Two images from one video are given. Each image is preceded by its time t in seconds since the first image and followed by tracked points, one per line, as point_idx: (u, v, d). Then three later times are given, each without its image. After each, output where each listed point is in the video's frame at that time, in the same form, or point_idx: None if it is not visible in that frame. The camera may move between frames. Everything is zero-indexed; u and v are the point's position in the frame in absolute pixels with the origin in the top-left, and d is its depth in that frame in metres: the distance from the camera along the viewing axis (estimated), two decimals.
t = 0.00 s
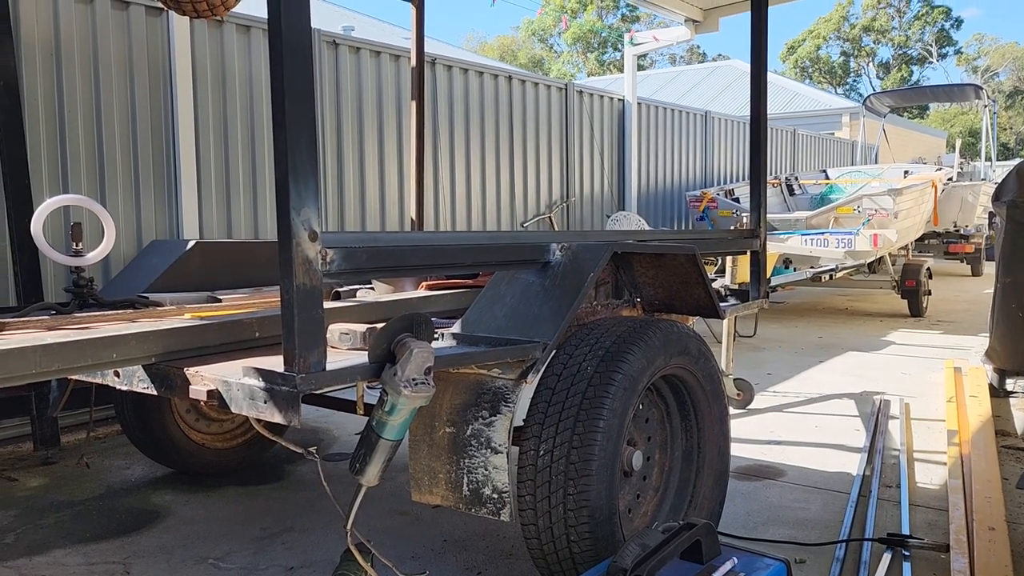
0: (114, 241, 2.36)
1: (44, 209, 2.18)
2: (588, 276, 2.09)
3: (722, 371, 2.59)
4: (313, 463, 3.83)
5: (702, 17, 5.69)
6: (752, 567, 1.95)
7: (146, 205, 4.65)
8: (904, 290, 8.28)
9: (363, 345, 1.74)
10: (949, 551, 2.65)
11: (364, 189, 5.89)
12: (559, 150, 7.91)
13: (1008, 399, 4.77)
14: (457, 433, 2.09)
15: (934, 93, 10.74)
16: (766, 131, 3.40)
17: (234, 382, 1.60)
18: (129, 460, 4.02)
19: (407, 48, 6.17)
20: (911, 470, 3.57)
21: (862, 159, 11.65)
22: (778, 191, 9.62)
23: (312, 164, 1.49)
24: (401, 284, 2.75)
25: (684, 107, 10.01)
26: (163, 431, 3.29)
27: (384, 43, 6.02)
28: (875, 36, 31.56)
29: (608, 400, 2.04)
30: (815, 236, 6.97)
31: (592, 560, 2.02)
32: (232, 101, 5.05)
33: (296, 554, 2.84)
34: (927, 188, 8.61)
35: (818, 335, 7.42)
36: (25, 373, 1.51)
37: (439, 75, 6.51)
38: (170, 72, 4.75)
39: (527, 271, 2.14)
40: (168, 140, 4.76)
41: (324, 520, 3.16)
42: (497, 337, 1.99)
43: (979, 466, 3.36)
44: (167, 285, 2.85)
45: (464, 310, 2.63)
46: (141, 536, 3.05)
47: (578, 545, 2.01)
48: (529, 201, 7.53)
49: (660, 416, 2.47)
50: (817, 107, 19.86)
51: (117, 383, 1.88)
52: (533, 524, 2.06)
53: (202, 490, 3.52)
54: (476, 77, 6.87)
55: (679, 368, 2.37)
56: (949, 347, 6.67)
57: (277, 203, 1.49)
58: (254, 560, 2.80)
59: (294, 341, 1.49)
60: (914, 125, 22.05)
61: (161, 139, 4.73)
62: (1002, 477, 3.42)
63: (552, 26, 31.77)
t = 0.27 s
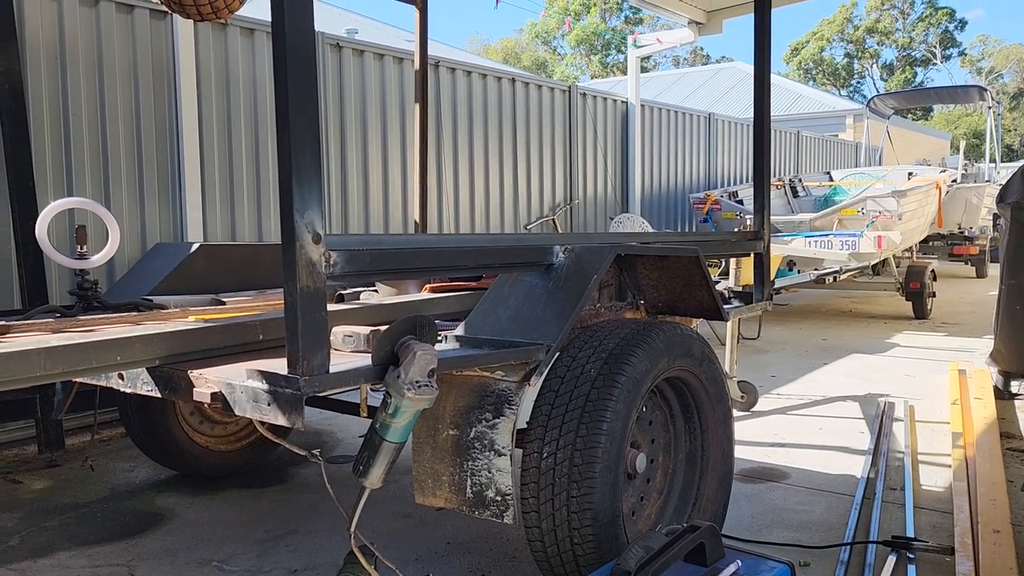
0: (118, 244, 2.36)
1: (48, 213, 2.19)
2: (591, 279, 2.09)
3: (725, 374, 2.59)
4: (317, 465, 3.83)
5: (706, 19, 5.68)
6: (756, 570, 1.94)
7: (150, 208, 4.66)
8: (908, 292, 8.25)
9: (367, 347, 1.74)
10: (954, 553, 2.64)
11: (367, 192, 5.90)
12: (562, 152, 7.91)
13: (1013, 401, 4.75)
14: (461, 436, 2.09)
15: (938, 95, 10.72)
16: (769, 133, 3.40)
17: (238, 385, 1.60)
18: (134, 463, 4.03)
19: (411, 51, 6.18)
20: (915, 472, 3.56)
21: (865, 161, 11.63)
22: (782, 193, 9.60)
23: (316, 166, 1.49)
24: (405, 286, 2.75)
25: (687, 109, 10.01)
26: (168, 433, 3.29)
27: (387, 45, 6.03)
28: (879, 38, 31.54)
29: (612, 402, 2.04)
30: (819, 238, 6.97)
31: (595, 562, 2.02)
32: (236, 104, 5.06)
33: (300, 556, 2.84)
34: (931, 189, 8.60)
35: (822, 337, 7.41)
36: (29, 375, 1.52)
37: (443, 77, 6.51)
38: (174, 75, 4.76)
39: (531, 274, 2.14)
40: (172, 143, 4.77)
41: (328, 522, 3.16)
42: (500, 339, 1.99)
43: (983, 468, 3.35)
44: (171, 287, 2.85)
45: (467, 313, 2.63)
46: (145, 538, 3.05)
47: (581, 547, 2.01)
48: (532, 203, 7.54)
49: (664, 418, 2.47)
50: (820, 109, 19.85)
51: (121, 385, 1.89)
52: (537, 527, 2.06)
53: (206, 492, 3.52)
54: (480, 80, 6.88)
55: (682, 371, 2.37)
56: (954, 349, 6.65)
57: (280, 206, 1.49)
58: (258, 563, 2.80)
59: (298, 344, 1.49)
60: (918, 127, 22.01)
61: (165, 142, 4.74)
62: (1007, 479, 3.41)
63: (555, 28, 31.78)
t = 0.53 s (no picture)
0: (121, 246, 2.37)
1: (52, 215, 2.19)
2: (594, 281, 2.09)
3: (728, 375, 2.59)
4: (320, 467, 3.83)
5: (709, 20, 5.67)
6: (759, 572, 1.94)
7: (153, 210, 4.67)
8: (911, 293, 8.23)
9: (370, 349, 1.73)
10: (958, 556, 2.63)
11: (370, 193, 5.91)
12: (565, 154, 7.91)
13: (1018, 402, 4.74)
14: (464, 437, 2.09)
15: (942, 97, 10.71)
16: (772, 134, 3.40)
17: (241, 386, 1.60)
18: (137, 464, 4.03)
19: (413, 53, 6.19)
20: (919, 474, 3.55)
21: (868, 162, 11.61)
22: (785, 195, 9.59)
23: (319, 168, 1.49)
24: (408, 288, 2.75)
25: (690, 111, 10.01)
26: (171, 435, 3.29)
27: (390, 48, 6.04)
28: (882, 39, 31.52)
29: (615, 404, 2.04)
30: (822, 240, 6.96)
31: (597, 564, 2.02)
32: (240, 105, 5.07)
33: (303, 558, 2.84)
34: (935, 191, 8.59)
35: (825, 339, 7.40)
36: (32, 377, 1.52)
37: (446, 79, 6.52)
38: (177, 77, 4.77)
39: (533, 275, 2.14)
40: (176, 144, 4.78)
41: (331, 524, 3.16)
42: (503, 341, 1.99)
43: (988, 470, 3.34)
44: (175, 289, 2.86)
45: (470, 315, 2.63)
46: (148, 540, 3.05)
47: (584, 549, 2.01)
48: (535, 205, 7.54)
49: (667, 420, 2.47)
50: (823, 110, 19.84)
51: (124, 387, 1.89)
52: (539, 529, 2.05)
53: (209, 494, 3.52)
54: (483, 81, 6.88)
55: (685, 373, 2.37)
56: (958, 351, 6.64)
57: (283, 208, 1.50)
58: (261, 565, 2.80)
59: (301, 346, 1.49)
60: (921, 128, 21.98)
61: (169, 144, 4.75)
62: (1011, 481, 3.40)
63: (558, 30, 31.81)
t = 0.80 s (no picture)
0: (124, 247, 2.37)
1: (55, 215, 2.19)
2: (596, 282, 2.09)
3: (730, 377, 2.58)
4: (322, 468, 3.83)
5: (711, 21, 5.67)
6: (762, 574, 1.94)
7: (156, 211, 4.68)
8: (914, 295, 8.21)
9: (372, 350, 1.76)
10: (961, 558, 2.62)
11: (373, 195, 5.91)
12: (568, 155, 7.91)
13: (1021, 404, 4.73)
14: (466, 439, 2.09)
15: (944, 98, 10.70)
16: (775, 136, 3.40)
17: (243, 387, 1.60)
18: (140, 466, 4.03)
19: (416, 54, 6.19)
20: (922, 476, 3.55)
21: (871, 163, 11.60)
22: (788, 196, 9.58)
23: (321, 170, 1.50)
24: (410, 289, 2.75)
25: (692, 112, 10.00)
26: (173, 436, 3.30)
27: (393, 49, 6.04)
28: (885, 41, 31.52)
29: (617, 405, 2.04)
30: (825, 242, 6.96)
31: (600, 565, 2.02)
32: (242, 106, 5.08)
33: (306, 559, 2.84)
34: (938, 192, 8.57)
35: (828, 340, 7.39)
36: (35, 378, 1.53)
37: (448, 80, 6.52)
38: (180, 78, 4.78)
39: (535, 277, 2.14)
40: (178, 145, 4.79)
41: (333, 525, 3.16)
42: (506, 342, 1.99)
43: (991, 472, 3.33)
44: (178, 290, 2.86)
45: (472, 316, 2.63)
46: (151, 541, 3.06)
47: (587, 551, 2.00)
48: (538, 206, 7.54)
49: (669, 421, 2.47)
50: (826, 111, 19.82)
51: (127, 387, 1.89)
52: (542, 530, 2.05)
53: (211, 495, 3.53)
54: (485, 83, 6.88)
55: (688, 374, 2.36)
56: (962, 352, 6.62)
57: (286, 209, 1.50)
58: (263, 566, 2.80)
59: (303, 347, 1.49)
60: (924, 129, 21.96)
61: (171, 144, 4.76)
62: (1015, 483, 3.39)
63: (560, 31, 31.80)
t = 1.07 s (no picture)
0: (127, 248, 2.37)
1: (58, 216, 2.19)
2: (599, 283, 2.09)
3: (733, 378, 2.58)
4: (325, 469, 3.84)
5: (713, 23, 5.67)
6: None
7: (158, 211, 4.68)
8: (916, 296, 8.19)
9: (374, 351, 1.77)
10: (964, 560, 2.62)
11: (375, 196, 5.92)
12: (570, 157, 7.91)
13: None
14: (468, 440, 2.09)
15: (947, 99, 10.68)
16: (778, 137, 3.40)
17: (246, 388, 1.60)
18: (142, 466, 4.04)
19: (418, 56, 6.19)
20: (925, 478, 3.54)
21: (874, 165, 11.58)
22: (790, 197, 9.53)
23: (324, 172, 1.50)
24: (412, 290, 2.75)
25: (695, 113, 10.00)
26: (176, 437, 3.30)
27: (395, 50, 6.05)
28: (887, 42, 31.49)
29: (620, 407, 2.03)
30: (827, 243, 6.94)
31: (602, 567, 2.02)
32: (245, 107, 5.09)
33: (308, 560, 2.84)
34: (940, 193, 8.56)
35: (831, 342, 7.37)
36: (39, 379, 1.53)
37: (451, 81, 6.51)
38: (182, 79, 4.78)
39: (538, 278, 2.14)
40: (181, 146, 4.79)
41: (336, 526, 3.16)
42: (508, 343, 1.99)
43: (994, 474, 3.33)
44: (182, 291, 2.86)
45: (474, 317, 2.63)
46: (154, 542, 3.06)
47: (589, 552, 2.00)
48: (540, 207, 7.54)
49: (672, 423, 2.46)
50: (829, 113, 19.81)
51: (130, 389, 1.89)
52: (544, 531, 2.05)
53: (214, 496, 3.53)
54: (487, 84, 6.88)
55: (691, 375, 2.36)
56: (965, 354, 6.61)
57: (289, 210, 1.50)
58: (266, 567, 2.80)
59: (306, 348, 1.49)
60: (927, 130, 21.93)
61: (174, 145, 4.76)
62: (1018, 485, 3.38)
63: (562, 33, 31.77)
